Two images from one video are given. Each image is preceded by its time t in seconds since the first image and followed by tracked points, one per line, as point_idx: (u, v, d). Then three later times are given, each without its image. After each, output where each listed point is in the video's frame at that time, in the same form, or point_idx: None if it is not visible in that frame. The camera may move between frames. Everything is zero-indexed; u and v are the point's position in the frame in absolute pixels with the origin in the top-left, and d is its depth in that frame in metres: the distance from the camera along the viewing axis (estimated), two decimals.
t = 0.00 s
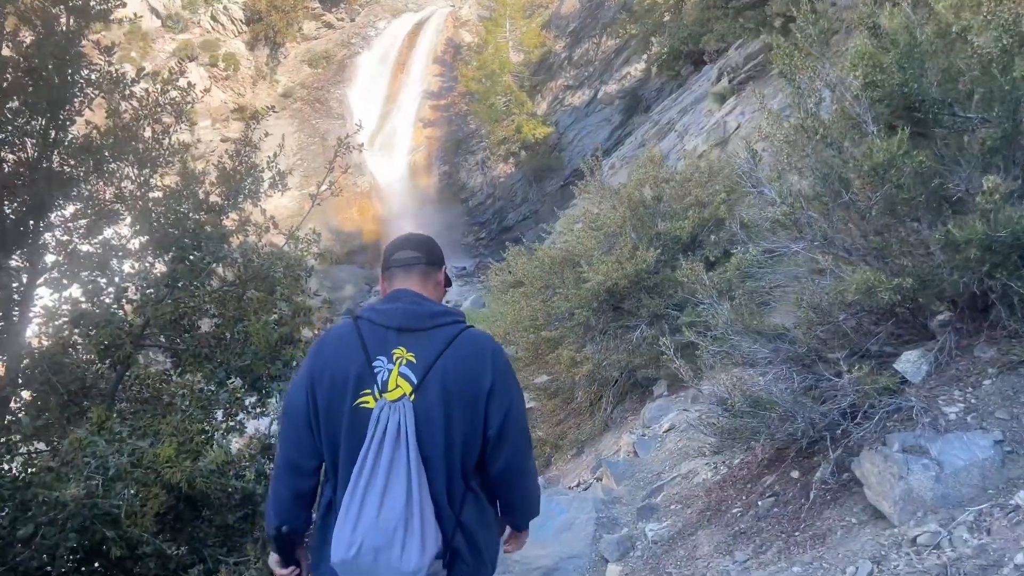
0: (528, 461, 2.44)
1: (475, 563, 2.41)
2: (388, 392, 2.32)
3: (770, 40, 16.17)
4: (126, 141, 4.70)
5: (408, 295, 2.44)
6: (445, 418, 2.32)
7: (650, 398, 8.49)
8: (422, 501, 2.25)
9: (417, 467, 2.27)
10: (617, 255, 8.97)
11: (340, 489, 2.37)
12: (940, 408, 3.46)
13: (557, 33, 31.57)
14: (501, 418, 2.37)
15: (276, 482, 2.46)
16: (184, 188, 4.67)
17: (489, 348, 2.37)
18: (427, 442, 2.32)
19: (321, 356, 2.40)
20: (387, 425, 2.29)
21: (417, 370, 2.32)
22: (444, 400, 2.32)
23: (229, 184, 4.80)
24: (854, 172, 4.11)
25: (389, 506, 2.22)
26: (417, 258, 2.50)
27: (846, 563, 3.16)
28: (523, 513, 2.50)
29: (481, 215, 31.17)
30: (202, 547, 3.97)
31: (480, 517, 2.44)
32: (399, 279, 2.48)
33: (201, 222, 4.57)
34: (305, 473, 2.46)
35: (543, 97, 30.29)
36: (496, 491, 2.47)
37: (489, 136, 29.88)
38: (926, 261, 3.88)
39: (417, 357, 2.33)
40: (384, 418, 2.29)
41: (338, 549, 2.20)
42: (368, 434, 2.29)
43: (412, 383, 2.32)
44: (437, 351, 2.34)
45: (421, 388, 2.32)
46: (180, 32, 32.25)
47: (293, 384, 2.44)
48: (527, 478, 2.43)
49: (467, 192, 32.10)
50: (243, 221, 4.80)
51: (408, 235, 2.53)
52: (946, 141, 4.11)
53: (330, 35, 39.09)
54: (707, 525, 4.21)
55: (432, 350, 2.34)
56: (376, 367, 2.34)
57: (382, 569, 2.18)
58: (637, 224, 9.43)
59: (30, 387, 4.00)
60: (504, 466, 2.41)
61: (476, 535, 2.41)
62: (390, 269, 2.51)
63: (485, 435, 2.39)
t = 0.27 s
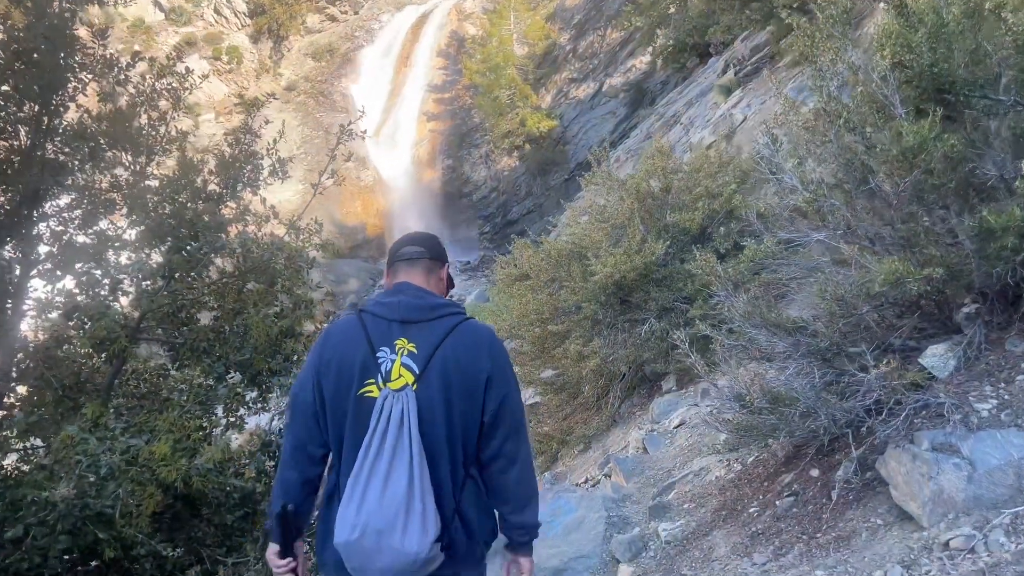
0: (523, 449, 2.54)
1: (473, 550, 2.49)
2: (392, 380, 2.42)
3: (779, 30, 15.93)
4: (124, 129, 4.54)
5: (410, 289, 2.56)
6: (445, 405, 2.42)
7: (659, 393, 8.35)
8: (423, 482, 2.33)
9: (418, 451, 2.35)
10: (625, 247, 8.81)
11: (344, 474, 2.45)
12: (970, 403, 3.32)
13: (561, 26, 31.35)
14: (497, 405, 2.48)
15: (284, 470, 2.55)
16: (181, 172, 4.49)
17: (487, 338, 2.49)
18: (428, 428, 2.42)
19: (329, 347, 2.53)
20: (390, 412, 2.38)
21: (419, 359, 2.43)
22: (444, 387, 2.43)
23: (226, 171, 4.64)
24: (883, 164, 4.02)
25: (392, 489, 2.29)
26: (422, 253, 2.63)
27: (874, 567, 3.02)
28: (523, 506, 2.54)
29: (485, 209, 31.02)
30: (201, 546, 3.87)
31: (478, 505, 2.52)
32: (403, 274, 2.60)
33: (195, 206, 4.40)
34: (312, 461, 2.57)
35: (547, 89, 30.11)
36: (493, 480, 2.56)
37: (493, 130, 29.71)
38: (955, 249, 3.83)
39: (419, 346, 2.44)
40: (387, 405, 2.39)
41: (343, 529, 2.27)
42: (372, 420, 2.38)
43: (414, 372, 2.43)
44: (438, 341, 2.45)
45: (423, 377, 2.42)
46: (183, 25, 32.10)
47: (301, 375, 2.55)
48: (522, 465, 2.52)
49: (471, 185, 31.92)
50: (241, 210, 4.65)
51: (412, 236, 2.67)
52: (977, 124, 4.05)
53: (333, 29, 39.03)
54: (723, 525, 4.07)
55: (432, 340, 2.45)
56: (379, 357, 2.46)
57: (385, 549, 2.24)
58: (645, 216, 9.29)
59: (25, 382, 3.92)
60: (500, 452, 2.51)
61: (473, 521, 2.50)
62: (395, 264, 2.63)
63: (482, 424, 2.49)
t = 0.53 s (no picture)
0: (523, 440, 2.55)
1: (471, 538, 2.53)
2: (393, 369, 2.47)
3: (784, 24, 15.75)
4: (112, 120, 4.32)
5: (413, 280, 2.61)
6: (445, 396, 2.47)
7: (664, 393, 8.19)
8: (422, 469, 2.38)
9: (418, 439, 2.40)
10: (630, 243, 8.63)
11: (347, 460, 2.53)
12: (996, 409, 3.16)
13: (564, 22, 31.16)
14: (497, 396, 2.51)
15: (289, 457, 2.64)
16: (169, 166, 4.28)
17: (489, 329, 2.53)
18: (429, 416, 2.47)
19: (334, 337, 2.59)
20: (391, 401, 2.44)
21: (421, 349, 2.48)
22: (444, 376, 2.48)
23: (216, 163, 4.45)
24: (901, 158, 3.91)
25: (391, 476, 2.35)
26: (427, 246, 2.68)
27: None
28: (521, 498, 2.55)
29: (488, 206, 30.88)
30: (186, 554, 3.72)
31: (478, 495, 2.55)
32: (407, 265, 2.65)
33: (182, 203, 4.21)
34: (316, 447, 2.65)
35: (551, 86, 29.94)
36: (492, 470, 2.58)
37: (497, 126, 29.54)
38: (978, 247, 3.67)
39: (421, 336, 2.50)
40: (389, 394, 2.44)
41: (343, 514, 2.34)
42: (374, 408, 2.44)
43: (415, 361, 2.48)
44: (440, 331, 2.50)
45: (423, 366, 2.47)
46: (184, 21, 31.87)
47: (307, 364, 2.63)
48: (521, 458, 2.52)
49: (473, 182, 31.74)
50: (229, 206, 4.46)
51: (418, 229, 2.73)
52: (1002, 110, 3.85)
53: (335, 25, 39.12)
54: (733, 533, 3.89)
55: (434, 331, 2.50)
56: (382, 346, 2.51)
57: (383, 534, 2.30)
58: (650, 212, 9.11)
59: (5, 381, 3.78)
60: (499, 444, 2.53)
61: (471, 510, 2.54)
62: (400, 257, 2.68)
63: (483, 414, 2.53)
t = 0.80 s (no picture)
0: (551, 441, 2.62)
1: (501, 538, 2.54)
2: (427, 371, 2.49)
3: (787, 21, 15.58)
4: (98, 108, 4.15)
5: (444, 283, 2.63)
6: (478, 398, 2.49)
7: (667, 392, 8.04)
8: (458, 470, 2.41)
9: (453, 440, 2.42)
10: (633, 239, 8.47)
11: (379, 461, 2.52)
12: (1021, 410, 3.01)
13: (566, 18, 30.95)
14: (527, 398, 2.56)
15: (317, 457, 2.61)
16: (157, 155, 4.11)
17: (520, 333, 2.57)
18: (461, 417, 2.49)
19: (364, 339, 2.56)
20: (425, 402, 2.45)
21: (454, 351, 2.50)
22: (477, 379, 2.50)
23: (207, 153, 4.29)
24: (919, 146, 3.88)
25: (427, 476, 2.37)
26: (452, 250, 2.69)
27: None
28: (549, 497, 2.62)
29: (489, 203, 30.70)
30: (173, 560, 3.57)
31: (507, 495, 2.59)
32: (434, 268, 2.68)
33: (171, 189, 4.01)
34: (345, 449, 2.61)
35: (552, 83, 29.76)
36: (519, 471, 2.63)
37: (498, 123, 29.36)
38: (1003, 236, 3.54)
39: (453, 339, 2.51)
40: (423, 395, 2.45)
41: (380, 512, 2.34)
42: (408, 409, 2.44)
43: (448, 363, 2.50)
44: (472, 334, 2.53)
45: (457, 368, 2.49)
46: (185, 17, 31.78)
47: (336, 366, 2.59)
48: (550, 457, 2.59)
49: (474, 180, 31.58)
50: (219, 196, 4.30)
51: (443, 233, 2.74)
52: None
53: (336, 22, 38.87)
54: (742, 538, 3.74)
55: (467, 333, 2.52)
56: (415, 348, 2.51)
57: (421, 533, 2.31)
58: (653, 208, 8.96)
59: None
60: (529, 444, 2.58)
61: (501, 510, 2.56)
62: (426, 261, 2.69)
63: (512, 415, 2.57)
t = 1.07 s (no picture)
0: (575, 426, 2.78)
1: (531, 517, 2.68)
2: (464, 354, 2.57)
3: (789, 19, 15.45)
4: (90, 99, 4.02)
5: (476, 273, 2.73)
6: (513, 381, 2.61)
7: (672, 392, 7.91)
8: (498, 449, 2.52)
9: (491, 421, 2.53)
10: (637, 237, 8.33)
11: (415, 441, 2.58)
12: None
13: (566, 17, 30.67)
14: (556, 383, 2.70)
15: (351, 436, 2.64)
16: (151, 147, 3.96)
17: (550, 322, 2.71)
18: (497, 400, 2.59)
19: (399, 321, 2.61)
20: (464, 384, 2.54)
21: (490, 336, 2.60)
22: (512, 364, 2.61)
23: (203, 145, 4.15)
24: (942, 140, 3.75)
25: (467, 454, 2.48)
26: (479, 243, 2.80)
27: None
28: (574, 478, 2.79)
29: (489, 203, 30.57)
30: (166, 567, 3.40)
31: (535, 476, 2.71)
32: (463, 259, 2.77)
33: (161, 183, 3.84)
34: (375, 430, 2.64)
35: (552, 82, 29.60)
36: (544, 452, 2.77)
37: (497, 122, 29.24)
38: None
39: (489, 324, 2.61)
40: (462, 378, 2.54)
41: (425, 489, 2.44)
42: (446, 390, 2.53)
43: (484, 348, 2.60)
44: (507, 321, 2.63)
45: (493, 352, 2.60)
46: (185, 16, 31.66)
47: (369, 348, 2.62)
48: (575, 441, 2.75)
49: (474, 179, 31.44)
50: (213, 189, 4.14)
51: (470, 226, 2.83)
52: None
53: (336, 20, 38.67)
54: (756, 547, 3.61)
55: (502, 320, 2.63)
56: (452, 332, 2.59)
57: (464, 509, 2.43)
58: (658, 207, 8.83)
59: None
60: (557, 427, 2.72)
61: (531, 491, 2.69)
62: (455, 253, 2.78)
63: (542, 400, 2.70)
